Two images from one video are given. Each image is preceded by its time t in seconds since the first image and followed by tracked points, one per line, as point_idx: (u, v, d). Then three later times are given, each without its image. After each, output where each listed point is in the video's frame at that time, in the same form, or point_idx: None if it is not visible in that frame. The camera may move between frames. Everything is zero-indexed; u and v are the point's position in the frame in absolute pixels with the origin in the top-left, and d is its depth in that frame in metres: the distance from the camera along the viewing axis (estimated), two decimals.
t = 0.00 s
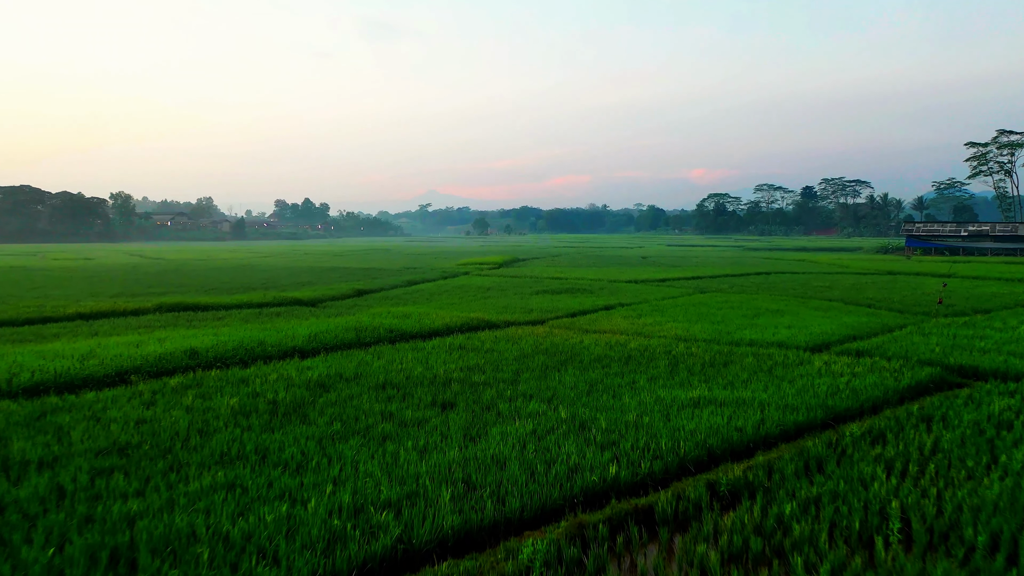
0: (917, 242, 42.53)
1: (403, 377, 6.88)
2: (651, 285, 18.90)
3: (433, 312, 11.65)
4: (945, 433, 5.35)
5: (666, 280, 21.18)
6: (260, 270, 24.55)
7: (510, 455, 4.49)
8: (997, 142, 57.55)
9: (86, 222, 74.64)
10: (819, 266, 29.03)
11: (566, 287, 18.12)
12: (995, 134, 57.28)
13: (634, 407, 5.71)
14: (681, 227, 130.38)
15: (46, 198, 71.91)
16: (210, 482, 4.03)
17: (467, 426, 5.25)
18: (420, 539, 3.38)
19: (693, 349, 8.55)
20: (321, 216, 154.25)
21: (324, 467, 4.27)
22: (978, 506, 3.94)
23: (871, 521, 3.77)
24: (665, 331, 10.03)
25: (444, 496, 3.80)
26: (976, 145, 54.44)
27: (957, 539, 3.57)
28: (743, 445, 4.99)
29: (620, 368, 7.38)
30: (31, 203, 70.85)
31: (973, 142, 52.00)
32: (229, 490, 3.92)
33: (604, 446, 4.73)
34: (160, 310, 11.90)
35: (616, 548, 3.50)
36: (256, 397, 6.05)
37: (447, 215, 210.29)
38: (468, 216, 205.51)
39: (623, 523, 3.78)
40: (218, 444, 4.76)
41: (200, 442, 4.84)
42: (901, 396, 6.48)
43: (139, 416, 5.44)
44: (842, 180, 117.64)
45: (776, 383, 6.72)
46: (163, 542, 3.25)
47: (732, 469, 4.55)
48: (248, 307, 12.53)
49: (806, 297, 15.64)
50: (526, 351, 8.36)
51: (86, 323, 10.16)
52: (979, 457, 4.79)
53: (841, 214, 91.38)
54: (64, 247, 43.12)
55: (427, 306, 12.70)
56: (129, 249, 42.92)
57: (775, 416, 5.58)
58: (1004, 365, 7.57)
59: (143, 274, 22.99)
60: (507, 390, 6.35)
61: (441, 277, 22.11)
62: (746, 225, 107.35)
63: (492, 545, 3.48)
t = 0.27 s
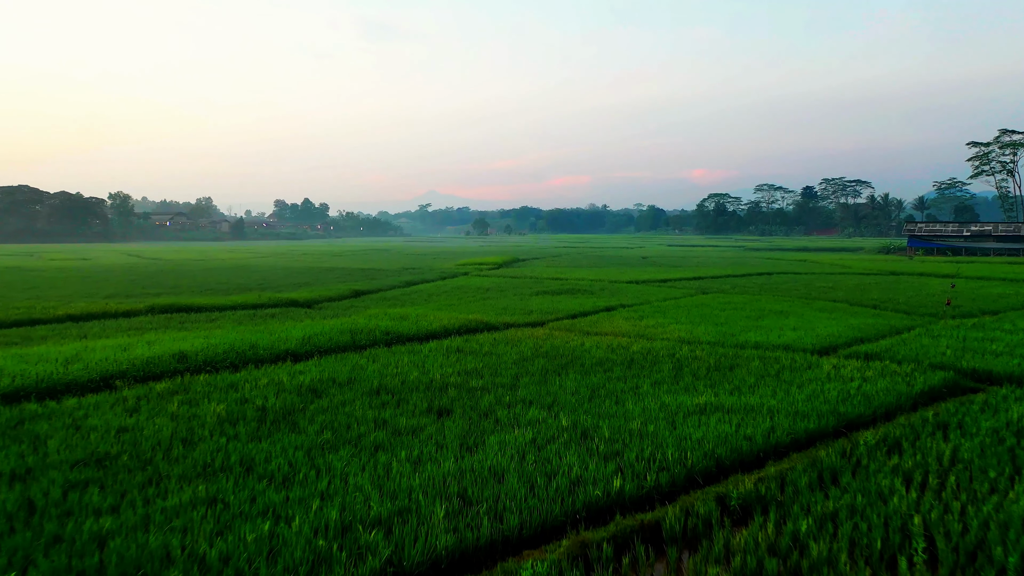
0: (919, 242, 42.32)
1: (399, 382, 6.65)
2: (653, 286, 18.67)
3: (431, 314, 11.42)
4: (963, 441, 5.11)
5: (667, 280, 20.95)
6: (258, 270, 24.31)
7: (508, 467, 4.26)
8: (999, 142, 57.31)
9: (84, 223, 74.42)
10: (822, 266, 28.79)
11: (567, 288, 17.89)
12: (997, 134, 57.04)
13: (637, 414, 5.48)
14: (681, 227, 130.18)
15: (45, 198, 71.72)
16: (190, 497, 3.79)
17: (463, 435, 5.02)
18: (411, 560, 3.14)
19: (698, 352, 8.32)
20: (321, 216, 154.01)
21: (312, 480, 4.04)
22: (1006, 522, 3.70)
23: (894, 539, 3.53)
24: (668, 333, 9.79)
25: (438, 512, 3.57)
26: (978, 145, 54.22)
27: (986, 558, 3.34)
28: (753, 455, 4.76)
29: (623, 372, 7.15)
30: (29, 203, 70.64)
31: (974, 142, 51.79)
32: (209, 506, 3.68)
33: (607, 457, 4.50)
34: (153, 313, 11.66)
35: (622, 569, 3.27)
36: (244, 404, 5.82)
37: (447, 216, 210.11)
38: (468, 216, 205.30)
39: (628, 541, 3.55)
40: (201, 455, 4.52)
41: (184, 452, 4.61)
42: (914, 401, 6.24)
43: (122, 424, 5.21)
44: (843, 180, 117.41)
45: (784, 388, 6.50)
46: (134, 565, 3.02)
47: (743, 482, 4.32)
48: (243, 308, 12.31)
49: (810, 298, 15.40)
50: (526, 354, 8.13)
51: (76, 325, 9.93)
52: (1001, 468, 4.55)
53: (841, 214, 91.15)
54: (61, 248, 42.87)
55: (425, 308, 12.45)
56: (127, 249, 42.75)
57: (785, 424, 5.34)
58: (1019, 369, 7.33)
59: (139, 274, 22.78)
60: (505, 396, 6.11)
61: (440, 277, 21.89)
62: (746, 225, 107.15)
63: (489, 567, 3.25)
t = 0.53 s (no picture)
0: (921, 242, 42.12)
1: (394, 387, 6.41)
2: (654, 287, 18.43)
3: (429, 315, 11.20)
4: (983, 450, 4.88)
5: (668, 281, 20.70)
6: (255, 271, 24.08)
7: (506, 480, 4.03)
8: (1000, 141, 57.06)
9: (83, 223, 74.17)
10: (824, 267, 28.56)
11: (567, 288, 17.67)
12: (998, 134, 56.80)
13: (642, 422, 5.25)
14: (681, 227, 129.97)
15: (43, 198, 71.46)
16: (166, 513, 3.55)
17: (460, 444, 4.78)
18: None
19: (702, 355, 8.08)
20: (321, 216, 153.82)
21: (298, 495, 3.80)
22: None
23: (919, 560, 3.30)
24: (672, 335, 9.55)
25: (431, 531, 3.33)
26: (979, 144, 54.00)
27: None
28: (764, 466, 4.53)
29: (626, 377, 6.91)
30: (27, 202, 70.41)
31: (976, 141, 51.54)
32: (187, 524, 3.45)
33: (611, 468, 4.26)
34: (145, 314, 11.43)
35: None
36: (232, 410, 5.58)
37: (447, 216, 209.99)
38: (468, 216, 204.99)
39: (635, 561, 3.32)
40: (182, 467, 4.28)
41: (165, 463, 4.38)
42: (928, 408, 6.01)
43: (102, 432, 4.97)
44: (843, 180, 117.17)
45: (794, 394, 6.26)
46: None
47: (755, 495, 4.08)
48: (237, 309, 12.07)
49: (814, 299, 15.17)
50: (525, 357, 7.90)
51: (64, 327, 9.69)
52: None
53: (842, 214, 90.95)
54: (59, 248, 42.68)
55: (423, 309, 12.22)
56: (125, 249, 42.55)
57: (796, 432, 5.10)
58: None
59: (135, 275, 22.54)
60: (504, 402, 5.87)
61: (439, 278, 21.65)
62: (747, 225, 106.94)
63: None
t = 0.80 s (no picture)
0: (923, 242, 41.89)
1: (389, 393, 6.19)
2: (655, 287, 18.22)
3: (427, 317, 10.98)
4: (1004, 460, 4.65)
5: (669, 282, 20.46)
6: (253, 271, 23.86)
7: (504, 494, 3.80)
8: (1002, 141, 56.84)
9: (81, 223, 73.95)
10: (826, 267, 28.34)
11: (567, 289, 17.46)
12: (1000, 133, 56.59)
13: (646, 430, 5.02)
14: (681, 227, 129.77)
15: (41, 198, 71.25)
16: (142, 531, 3.33)
17: (456, 454, 4.56)
18: None
19: (707, 358, 7.86)
20: (320, 216, 153.62)
21: (283, 511, 3.58)
22: None
23: None
24: (675, 338, 9.33)
25: (423, 551, 3.11)
26: (981, 143, 53.75)
27: None
28: (776, 478, 4.30)
29: (629, 381, 6.69)
30: (26, 202, 70.18)
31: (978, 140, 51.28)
32: (163, 544, 3.22)
33: (615, 481, 4.04)
34: (137, 315, 11.20)
35: None
36: (219, 417, 5.36)
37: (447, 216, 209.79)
38: (468, 216, 204.80)
39: None
40: (163, 479, 4.06)
41: (144, 475, 4.15)
42: (943, 414, 5.79)
43: (81, 441, 4.74)
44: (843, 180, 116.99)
45: (803, 399, 6.04)
46: None
47: (767, 510, 3.86)
48: (231, 311, 11.84)
49: (818, 300, 14.94)
50: (525, 361, 7.68)
51: (52, 329, 9.46)
52: None
53: (843, 214, 90.72)
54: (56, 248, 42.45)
55: (420, 311, 12.00)
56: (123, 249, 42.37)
57: (808, 441, 4.88)
58: None
59: (130, 275, 22.31)
60: (502, 409, 5.65)
61: (438, 278, 21.41)
62: (747, 225, 106.74)
63: None
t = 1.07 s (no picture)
0: (925, 242, 41.66)
1: (383, 398, 5.98)
2: (657, 288, 18.00)
3: (425, 319, 10.76)
4: None
5: (671, 282, 20.23)
6: (250, 272, 23.64)
7: (502, 510, 3.58)
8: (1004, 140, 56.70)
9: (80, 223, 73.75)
10: (829, 267, 28.10)
11: (568, 290, 17.26)
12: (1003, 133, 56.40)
13: (651, 439, 4.79)
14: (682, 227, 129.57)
15: (40, 198, 71.09)
16: (114, 551, 3.11)
17: (452, 465, 4.33)
18: None
19: (712, 361, 7.64)
20: (320, 216, 153.42)
21: (265, 530, 3.35)
22: None
23: None
24: (678, 340, 9.10)
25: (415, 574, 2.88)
26: (983, 142, 53.49)
27: None
28: (789, 490, 4.08)
29: (632, 386, 6.47)
30: (24, 202, 69.98)
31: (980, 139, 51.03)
32: (134, 567, 2.99)
33: (619, 495, 3.82)
34: (129, 317, 10.98)
35: None
36: (204, 425, 5.13)
37: (447, 216, 209.59)
38: (468, 216, 204.60)
39: None
40: (141, 493, 3.84)
41: (122, 489, 3.92)
42: (959, 420, 5.55)
43: (58, 450, 4.51)
44: (844, 180, 116.78)
45: (813, 405, 5.81)
46: None
47: (781, 526, 3.63)
48: (225, 312, 11.62)
49: (822, 300, 14.70)
50: (524, 364, 7.45)
51: (41, 331, 9.23)
52: None
53: (843, 214, 90.49)
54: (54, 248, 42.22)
55: (418, 312, 11.77)
56: (122, 249, 42.24)
57: (821, 450, 4.65)
58: None
59: (127, 275, 22.09)
60: (501, 415, 5.42)
61: (437, 278, 21.17)
62: (748, 225, 106.57)
63: None
